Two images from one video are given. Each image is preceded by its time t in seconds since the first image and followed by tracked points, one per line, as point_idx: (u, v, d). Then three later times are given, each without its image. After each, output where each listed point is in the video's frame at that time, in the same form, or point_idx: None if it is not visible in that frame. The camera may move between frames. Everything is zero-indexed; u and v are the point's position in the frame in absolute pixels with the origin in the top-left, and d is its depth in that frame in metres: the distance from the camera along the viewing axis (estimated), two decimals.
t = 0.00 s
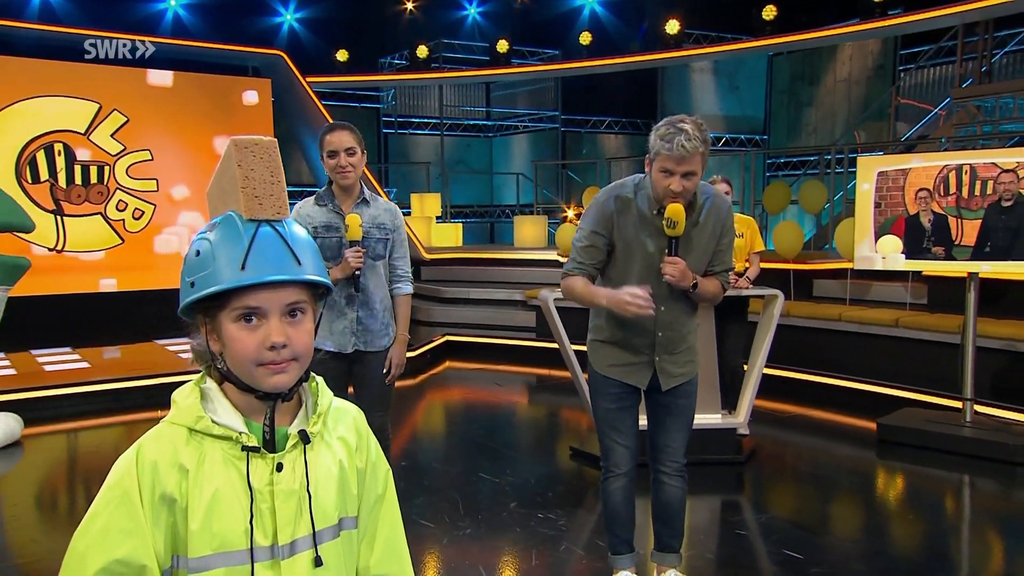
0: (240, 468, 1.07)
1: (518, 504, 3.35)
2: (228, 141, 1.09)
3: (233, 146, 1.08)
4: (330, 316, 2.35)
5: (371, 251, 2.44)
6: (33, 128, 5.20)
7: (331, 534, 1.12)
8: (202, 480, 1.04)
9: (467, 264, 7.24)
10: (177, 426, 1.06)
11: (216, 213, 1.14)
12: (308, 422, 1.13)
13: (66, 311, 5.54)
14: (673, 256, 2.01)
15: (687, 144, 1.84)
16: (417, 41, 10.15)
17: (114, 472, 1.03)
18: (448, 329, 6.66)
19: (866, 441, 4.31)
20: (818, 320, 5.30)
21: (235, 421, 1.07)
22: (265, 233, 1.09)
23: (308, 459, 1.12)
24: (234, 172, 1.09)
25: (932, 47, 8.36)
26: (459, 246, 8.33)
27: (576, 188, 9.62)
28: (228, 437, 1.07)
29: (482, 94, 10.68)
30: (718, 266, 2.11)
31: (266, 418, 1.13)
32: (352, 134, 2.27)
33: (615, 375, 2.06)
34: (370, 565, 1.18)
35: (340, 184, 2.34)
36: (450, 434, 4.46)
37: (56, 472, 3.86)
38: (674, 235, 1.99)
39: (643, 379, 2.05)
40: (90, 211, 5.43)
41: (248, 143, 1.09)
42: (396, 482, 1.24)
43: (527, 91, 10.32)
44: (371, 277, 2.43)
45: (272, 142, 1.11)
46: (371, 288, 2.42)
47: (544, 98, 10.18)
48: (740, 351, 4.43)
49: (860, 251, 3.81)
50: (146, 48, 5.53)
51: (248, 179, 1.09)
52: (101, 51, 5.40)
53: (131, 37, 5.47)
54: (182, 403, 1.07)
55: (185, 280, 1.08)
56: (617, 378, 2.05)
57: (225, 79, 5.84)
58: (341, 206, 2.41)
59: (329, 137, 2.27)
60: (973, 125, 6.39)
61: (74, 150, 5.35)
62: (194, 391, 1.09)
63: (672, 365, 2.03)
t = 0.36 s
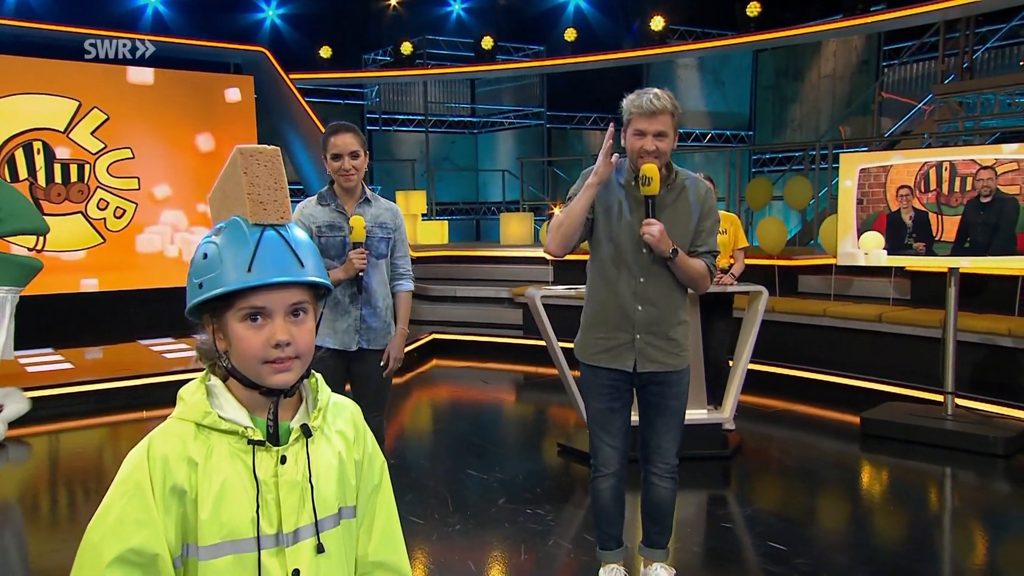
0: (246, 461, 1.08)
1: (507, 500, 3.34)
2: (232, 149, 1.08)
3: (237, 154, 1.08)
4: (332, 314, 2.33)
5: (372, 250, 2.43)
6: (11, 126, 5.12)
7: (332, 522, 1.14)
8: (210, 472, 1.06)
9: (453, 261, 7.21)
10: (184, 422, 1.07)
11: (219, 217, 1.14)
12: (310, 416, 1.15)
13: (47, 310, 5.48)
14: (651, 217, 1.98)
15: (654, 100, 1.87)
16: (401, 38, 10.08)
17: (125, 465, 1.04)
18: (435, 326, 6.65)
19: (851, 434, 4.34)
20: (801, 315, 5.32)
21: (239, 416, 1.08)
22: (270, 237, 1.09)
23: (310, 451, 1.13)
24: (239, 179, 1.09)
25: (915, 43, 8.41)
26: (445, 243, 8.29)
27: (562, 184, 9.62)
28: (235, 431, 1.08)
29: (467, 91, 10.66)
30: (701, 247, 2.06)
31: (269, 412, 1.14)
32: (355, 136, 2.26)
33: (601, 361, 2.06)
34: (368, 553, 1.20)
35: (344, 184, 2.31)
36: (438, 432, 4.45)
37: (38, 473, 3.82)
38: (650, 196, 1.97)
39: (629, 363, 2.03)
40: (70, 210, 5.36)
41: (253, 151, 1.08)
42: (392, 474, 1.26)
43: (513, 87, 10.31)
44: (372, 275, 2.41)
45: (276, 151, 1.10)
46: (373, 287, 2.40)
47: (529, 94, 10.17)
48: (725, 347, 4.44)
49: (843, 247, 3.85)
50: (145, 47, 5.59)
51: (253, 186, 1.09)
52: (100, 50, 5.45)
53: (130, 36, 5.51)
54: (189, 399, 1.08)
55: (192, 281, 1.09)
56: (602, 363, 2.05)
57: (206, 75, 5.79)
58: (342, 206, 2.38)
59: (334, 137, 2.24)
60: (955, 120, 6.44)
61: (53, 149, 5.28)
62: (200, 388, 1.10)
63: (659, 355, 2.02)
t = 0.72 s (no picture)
0: (262, 457, 1.12)
1: (496, 496, 3.34)
2: (250, 160, 1.11)
3: (254, 166, 1.10)
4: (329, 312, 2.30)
5: (368, 250, 2.42)
6: None
7: (343, 515, 1.17)
8: (228, 467, 1.09)
9: (438, 259, 7.19)
10: (202, 421, 1.10)
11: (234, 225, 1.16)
12: (321, 415, 1.18)
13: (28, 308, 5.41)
14: (645, 200, 1.95)
15: (646, 90, 1.89)
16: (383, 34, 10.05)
17: (147, 461, 1.07)
18: (421, 324, 6.63)
19: (835, 429, 4.38)
20: (785, 312, 5.36)
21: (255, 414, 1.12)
22: (287, 244, 1.12)
23: (322, 448, 1.17)
24: (256, 188, 1.11)
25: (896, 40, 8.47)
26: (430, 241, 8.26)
27: (547, 181, 9.61)
28: (251, 428, 1.12)
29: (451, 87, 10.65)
30: (696, 243, 2.06)
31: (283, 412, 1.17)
32: (352, 138, 2.25)
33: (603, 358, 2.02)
34: (375, 545, 1.24)
35: (342, 185, 2.30)
36: (425, 430, 4.44)
37: (18, 473, 3.76)
38: (645, 182, 1.94)
39: (633, 358, 2.00)
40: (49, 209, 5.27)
41: (270, 163, 1.11)
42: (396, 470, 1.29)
43: (496, 84, 10.29)
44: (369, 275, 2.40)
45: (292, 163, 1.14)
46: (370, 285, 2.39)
47: (513, 90, 10.14)
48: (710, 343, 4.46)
49: (825, 244, 3.88)
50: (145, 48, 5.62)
51: (270, 196, 1.11)
52: (101, 50, 5.45)
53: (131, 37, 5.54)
54: (206, 398, 1.11)
55: (211, 285, 1.11)
56: (605, 360, 2.01)
57: (186, 72, 5.74)
58: (338, 206, 2.36)
59: (333, 138, 2.23)
60: (936, 117, 6.49)
61: (31, 147, 5.19)
62: (217, 389, 1.13)
63: (662, 345, 2.00)
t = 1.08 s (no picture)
0: (268, 456, 1.11)
1: (476, 494, 3.34)
2: (259, 172, 1.10)
3: (263, 177, 1.10)
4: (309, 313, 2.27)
5: (349, 251, 2.38)
6: None
7: (345, 512, 1.17)
8: (234, 466, 1.09)
9: (414, 256, 7.16)
10: (210, 422, 1.10)
11: (240, 233, 1.15)
12: (324, 415, 1.17)
13: None
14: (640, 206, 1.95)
15: (646, 96, 1.88)
16: (359, 29, 9.91)
17: (157, 460, 1.07)
18: (398, 322, 6.60)
19: (811, 424, 4.43)
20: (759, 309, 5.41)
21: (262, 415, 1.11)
22: (293, 253, 1.11)
23: (325, 448, 1.16)
24: (264, 199, 1.10)
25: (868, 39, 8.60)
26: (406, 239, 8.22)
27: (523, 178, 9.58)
28: (257, 428, 1.11)
29: (426, 83, 10.62)
30: (688, 248, 2.07)
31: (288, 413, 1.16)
32: (335, 138, 2.24)
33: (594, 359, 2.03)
34: (373, 542, 1.23)
35: (323, 185, 2.27)
36: (404, 428, 4.42)
37: None
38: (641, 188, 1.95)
39: (624, 360, 2.01)
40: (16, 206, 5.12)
41: (278, 174, 1.12)
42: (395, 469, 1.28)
43: (472, 80, 10.25)
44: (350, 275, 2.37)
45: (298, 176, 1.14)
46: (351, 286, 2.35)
47: (489, 86, 10.10)
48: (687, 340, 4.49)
49: (799, 243, 3.92)
50: (144, 48, 5.86)
51: (277, 207, 1.10)
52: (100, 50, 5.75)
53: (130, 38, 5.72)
54: (214, 400, 1.11)
55: (218, 291, 1.10)
56: (597, 361, 2.01)
57: (156, 67, 5.65)
58: (320, 206, 2.33)
59: (315, 137, 2.21)
60: (907, 116, 6.59)
61: None
62: (224, 391, 1.12)
63: (653, 348, 2.01)
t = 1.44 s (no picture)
0: (257, 462, 1.05)
1: (449, 495, 3.33)
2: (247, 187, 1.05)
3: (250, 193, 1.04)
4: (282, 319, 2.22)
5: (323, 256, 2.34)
6: None
7: (332, 515, 1.11)
8: (224, 472, 1.03)
9: (385, 257, 7.12)
10: (200, 429, 1.04)
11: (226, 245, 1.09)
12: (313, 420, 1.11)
13: None
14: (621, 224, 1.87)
15: (626, 109, 1.81)
16: (328, 26, 9.82)
17: (147, 467, 1.01)
18: (369, 323, 6.56)
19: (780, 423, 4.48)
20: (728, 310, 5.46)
21: (250, 421, 1.05)
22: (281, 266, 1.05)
23: (313, 453, 1.10)
24: (250, 214, 1.05)
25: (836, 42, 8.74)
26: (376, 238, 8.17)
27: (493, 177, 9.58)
28: (246, 434, 1.05)
29: (395, 82, 10.49)
30: (672, 264, 1.99)
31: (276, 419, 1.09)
32: (308, 141, 2.21)
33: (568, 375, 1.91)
34: (357, 544, 1.17)
35: (295, 189, 2.23)
36: (375, 430, 4.39)
37: None
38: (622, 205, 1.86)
39: (602, 380, 1.90)
40: None
41: (266, 189, 1.06)
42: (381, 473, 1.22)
43: (443, 78, 10.21)
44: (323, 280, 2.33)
45: (286, 189, 1.08)
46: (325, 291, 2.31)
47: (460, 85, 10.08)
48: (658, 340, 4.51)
49: (767, 246, 3.96)
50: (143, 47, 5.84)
51: (264, 219, 1.05)
52: (101, 50, 5.60)
53: (130, 36, 5.68)
54: (204, 407, 1.05)
55: (207, 302, 1.04)
56: (575, 380, 1.89)
57: (119, 62, 5.56)
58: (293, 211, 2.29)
59: (287, 141, 2.18)
60: (872, 119, 6.70)
61: None
62: (213, 396, 1.06)
63: (631, 370, 1.92)
